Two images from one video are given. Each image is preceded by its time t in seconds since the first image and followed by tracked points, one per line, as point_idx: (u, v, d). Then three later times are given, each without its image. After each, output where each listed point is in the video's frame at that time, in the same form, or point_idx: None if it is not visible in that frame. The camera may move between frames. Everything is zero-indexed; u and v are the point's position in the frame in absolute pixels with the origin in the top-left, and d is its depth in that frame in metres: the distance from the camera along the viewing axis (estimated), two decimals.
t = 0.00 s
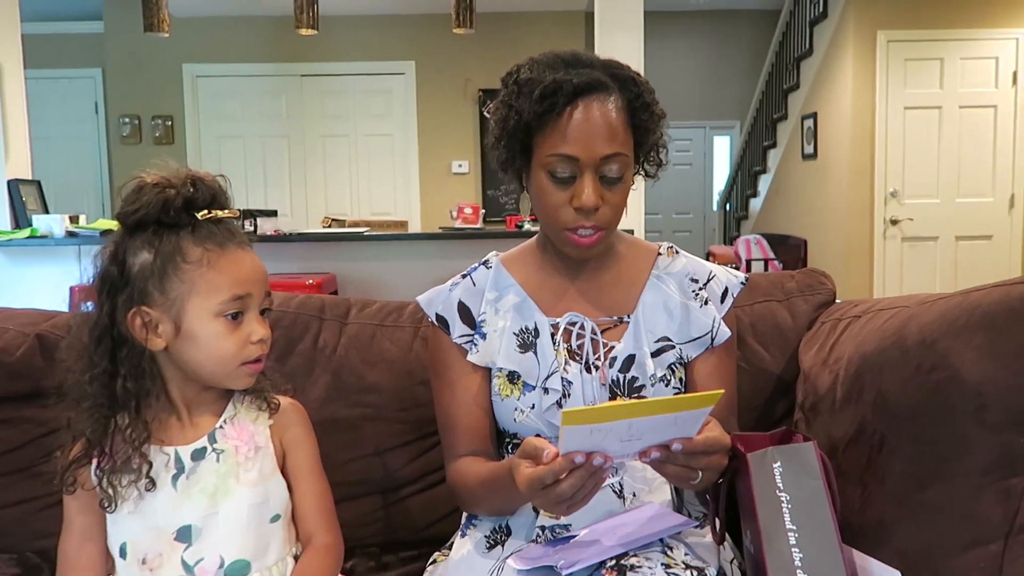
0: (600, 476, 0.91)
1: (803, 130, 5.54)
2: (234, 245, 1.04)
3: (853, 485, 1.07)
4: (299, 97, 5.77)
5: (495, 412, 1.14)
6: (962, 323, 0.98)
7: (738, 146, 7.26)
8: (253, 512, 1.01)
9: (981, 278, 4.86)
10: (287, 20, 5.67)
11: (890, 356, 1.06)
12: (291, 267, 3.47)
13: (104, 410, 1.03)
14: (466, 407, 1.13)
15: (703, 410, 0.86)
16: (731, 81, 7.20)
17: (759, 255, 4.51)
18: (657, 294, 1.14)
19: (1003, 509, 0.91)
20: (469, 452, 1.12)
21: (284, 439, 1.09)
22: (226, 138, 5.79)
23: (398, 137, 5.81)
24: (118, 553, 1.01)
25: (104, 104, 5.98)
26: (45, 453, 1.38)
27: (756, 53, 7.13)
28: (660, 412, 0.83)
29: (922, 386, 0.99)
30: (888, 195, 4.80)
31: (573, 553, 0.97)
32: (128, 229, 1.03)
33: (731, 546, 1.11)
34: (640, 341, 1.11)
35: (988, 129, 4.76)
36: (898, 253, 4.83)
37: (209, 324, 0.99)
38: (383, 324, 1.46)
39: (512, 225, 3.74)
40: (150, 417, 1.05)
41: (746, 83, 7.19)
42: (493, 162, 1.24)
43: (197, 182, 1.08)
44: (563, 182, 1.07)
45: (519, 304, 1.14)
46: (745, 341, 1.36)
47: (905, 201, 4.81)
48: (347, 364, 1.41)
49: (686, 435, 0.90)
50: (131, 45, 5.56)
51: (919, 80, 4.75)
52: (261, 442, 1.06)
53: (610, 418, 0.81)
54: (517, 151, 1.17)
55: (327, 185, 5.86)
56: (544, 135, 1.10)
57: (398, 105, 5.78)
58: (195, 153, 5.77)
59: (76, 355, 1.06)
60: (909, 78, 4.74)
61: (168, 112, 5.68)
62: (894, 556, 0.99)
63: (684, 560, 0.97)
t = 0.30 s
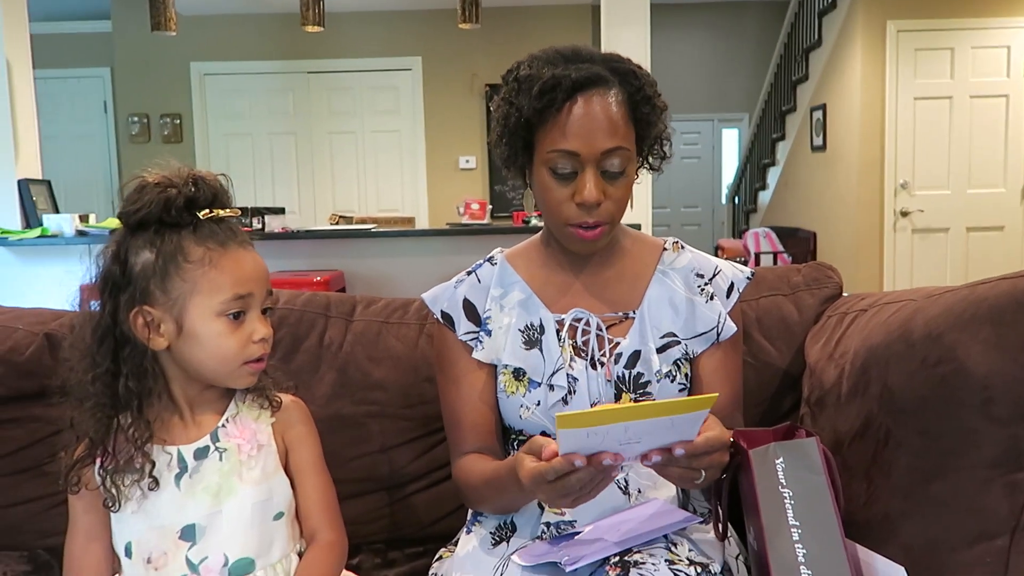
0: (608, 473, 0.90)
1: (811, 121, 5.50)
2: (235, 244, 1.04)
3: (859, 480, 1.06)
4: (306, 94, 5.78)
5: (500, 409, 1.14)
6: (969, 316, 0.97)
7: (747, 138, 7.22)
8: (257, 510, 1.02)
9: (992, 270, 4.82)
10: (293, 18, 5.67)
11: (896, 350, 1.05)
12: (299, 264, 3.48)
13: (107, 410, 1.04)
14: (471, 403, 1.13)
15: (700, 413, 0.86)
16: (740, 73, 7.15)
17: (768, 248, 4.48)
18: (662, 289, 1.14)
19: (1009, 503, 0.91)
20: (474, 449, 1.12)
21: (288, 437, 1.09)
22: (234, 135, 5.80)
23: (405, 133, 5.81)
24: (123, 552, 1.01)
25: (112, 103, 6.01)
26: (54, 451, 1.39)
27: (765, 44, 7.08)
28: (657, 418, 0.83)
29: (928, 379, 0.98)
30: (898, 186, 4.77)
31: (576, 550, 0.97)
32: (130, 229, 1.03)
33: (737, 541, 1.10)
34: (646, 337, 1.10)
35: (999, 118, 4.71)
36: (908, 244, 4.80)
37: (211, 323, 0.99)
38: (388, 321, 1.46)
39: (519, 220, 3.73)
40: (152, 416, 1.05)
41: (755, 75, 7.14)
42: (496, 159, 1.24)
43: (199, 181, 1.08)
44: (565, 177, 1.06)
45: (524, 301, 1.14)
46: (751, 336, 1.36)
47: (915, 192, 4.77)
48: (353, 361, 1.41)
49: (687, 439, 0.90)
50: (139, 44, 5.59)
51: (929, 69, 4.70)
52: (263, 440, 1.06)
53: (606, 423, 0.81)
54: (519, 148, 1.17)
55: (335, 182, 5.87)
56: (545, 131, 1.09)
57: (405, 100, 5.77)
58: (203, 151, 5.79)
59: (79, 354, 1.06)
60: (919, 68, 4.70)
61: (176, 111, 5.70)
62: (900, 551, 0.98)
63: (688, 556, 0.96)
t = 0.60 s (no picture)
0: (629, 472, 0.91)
1: (815, 117, 5.48)
2: (239, 243, 1.04)
3: (865, 476, 1.06)
4: (309, 94, 5.78)
5: (504, 406, 1.14)
6: (974, 310, 0.97)
7: (750, 134, 7.20)
8: (263, 509, 1.02)
9: (998, 265, 4.80)
10: (295, 18, 5.68)
11: (902, 344, 1.05)
12: (302, 264, 3.48)
13: (112, 410, 1.04)
14: (476, 397, 1.13)
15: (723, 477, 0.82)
16: (742, 69, 7.14)
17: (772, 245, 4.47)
18: (666, 284, 1.14)
19: (1017, 497, 0.91)
20: (479, 446, 1.12)
21: (293, 436, 1.09)
22: (237, 136, 5.81)
23: (408, 133, 5.81)
24: (130, 552, 1.01)
25: (115, 105, 6.02)
26: (59, 452, 1.39)
27: (768, 40, 7.07)
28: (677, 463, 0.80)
29: (934, 374, 0.98)
30: (902, 182, 4.75)
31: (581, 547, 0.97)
32: (134, 229, 1.03)
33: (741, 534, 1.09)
34: (649, 333, 1.10)
35: (1004, 112, 4.69)
36: (913, 240, 4.78)
37: (215, 322, 0.99)
38: (391, 319, 1.46)
39: (522, 218, 3.73)
40: (158, 416, 1.05)
41: (757, 72, 7.13)
42: (498, 158, 1.24)
43: (202, 179, 1.08)
44: (565, 172, 1.06)
45: (527, 297, 1.14)
46: (755, 332, 1.35)
47: (919, 187, 4.75)
48: (356, 359, 1.41)
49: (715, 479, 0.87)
50: (142, 46, 5.60)
51: (933, 64, 4.68)
52: (269, 440, 1.06)
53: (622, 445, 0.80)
54: (519, 145, 1.17)
55: (338, 182, 5.87)
56: (544, 126, 1.09)
57: (408, 99, 5.78)
58: (206, 152, 5.80)
59: (85, 354, 1.06)
60: (923, 63, 4.68)
61: (179, 112, 5.71)
62: (907, 546, 0.98)
63: (694, 552, 0.95)
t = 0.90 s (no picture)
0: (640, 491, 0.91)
1: (815, 117, 5.49)
2: (251, 249, 1.05)
3: (866, 478, 1.06)
4: (310, 95, 5.79)
5: (505, 410, 1.15)
6: (975, 313, 0.97)
7: (751, 134, 7.20)
8: (270, 513, 1.02)
9: (998, 264, 4.81)
10: (296, 20, 5.69)
11: (902, 346, 1.05)
12: (304, 266, 3.49)
13: (122, 413, 1.04)
14: (477, 400, 1.13)
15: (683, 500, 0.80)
16: (743, 69, 7.14)
17: (773, 245, 4.47)
18: (666, 286, 1.14)
19: (1018, 498, 0.91)
20: (480, 449, 1.12)
21: (299, 441, 1.09)
22: (238, 137, 5.83)
23: (409, 133, 5.82)
24: (137, 554, 1.02)
25: (117, 108, 6.03)
26: (65, 454, 1.40)
27: (768, 40, 7.07)
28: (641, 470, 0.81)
29: (934, 376, 0.98)
30: (903, 181, 4.75)
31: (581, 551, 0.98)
32: (148, 234, 1.04)
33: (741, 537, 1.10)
34: (650, 335, 1.11)
35: (1005, 112, 4.69)
36: (913, 239, 4.78)
37: (227, 329, 0.99)
38: (394, 322, 1.47)
39: (523, 219, 3.73)
40: (167, 420, 1.06)
41: (758, 71, 7.13)
42: (499, 162, 1.25)
43: (215, 185, 1.09)
44: (560, 174, 1.07)
45: (528, 301, 1.15)
46: (756, 333, 1.36)
47: (920, 186, 4.76)
48: (360, 362, 1.42)
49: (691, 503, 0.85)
50: (144, 47, 5.61)
51: (934, 63, 4.68)
52: (276, 445, 1.06)
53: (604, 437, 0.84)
54: (518, 149, 1.18)
55: (339, 182, 5.88)
56: (541, 129, 1.10)
57: (408, 100, 5.78)
58: (207, 154, 5.81)
59: (96, 357, 1.07)
60: (924, 62, 4.68)
61: (180, 114, 5.73)
62: (908, 548, 0.99)
63: (695, 555, 0.96)
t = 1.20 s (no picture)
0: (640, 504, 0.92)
1: (816, 125, 5.50)
2: (259, 258, 1.05)
3: (867, 485, 1.07)
4: (312, 102, 5.81)
5: (507, 418, 1.15)
6: (974, 319, 0.98)
7: (752, 142, 7.22)
8: (274, 519, 1.03)
9: (999, 272, 4.81)
10: (298, 28, 5.72)
11: (902, 353, 1.05)
12: (306, 273, 3.49)
13: (128, 419, 1.05)
14: (479, 409, 1.14)
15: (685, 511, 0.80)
16: (744, 77, 7.16)
17: (775, 252, 4.48)
18: (666, 292, 1.14)
19: (1018, 505, 0.91)
20: (481, 457, 1.12)
21: (303, 448, 1.10)
22: (241, 145, 5.85)
23: (411, 141, 5.84)
24: (141, 560, 1.02)
25: (120, 115, 6.06)
26: (69, 461, 1.40)
27: (769, 47, 7.10)
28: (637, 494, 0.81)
29: (934, 383, 0.99)
30: (904, 188, 4.76)
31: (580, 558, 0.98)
32: (156, 241, 1.04)
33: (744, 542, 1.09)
34: (650, 341, 1.11)
35: (1005, 119, 4.70)
36: (915, 246, 4.78)
37: (232, 338, 1.00)
38: (396, 329, 1.47)
39: (524, 226, 3.74)
40: (173, 426, 1.06)
41: (758, 79, 7.16)
42: (499, 172, 1.26)
43: (224, 194, 1.10)
44: (554, 183, 1.07)
45: (529, 309, 1.15)
46: (757, 340, 1.36)
47: (921, 194, 4.76)
48: (361, 369, 1.42)
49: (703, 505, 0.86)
50: (147, 55, 5.64)
51: (933, 71, 4.70)
52: (280, 451, 1.07)
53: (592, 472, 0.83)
54: (515, 158, 1.18)
55: (340, 190, 5.90)
56: (537, 139, 1.11)
57: (410, 108, 5.80)
58: (210, 161, 5.83)
59: (103, 364, 1.07)
60: (924, 69, 4.70)
61: (183, 122, 5.75)
62: (910, 555, 0.99)
63: (697, 561, 0.96)
